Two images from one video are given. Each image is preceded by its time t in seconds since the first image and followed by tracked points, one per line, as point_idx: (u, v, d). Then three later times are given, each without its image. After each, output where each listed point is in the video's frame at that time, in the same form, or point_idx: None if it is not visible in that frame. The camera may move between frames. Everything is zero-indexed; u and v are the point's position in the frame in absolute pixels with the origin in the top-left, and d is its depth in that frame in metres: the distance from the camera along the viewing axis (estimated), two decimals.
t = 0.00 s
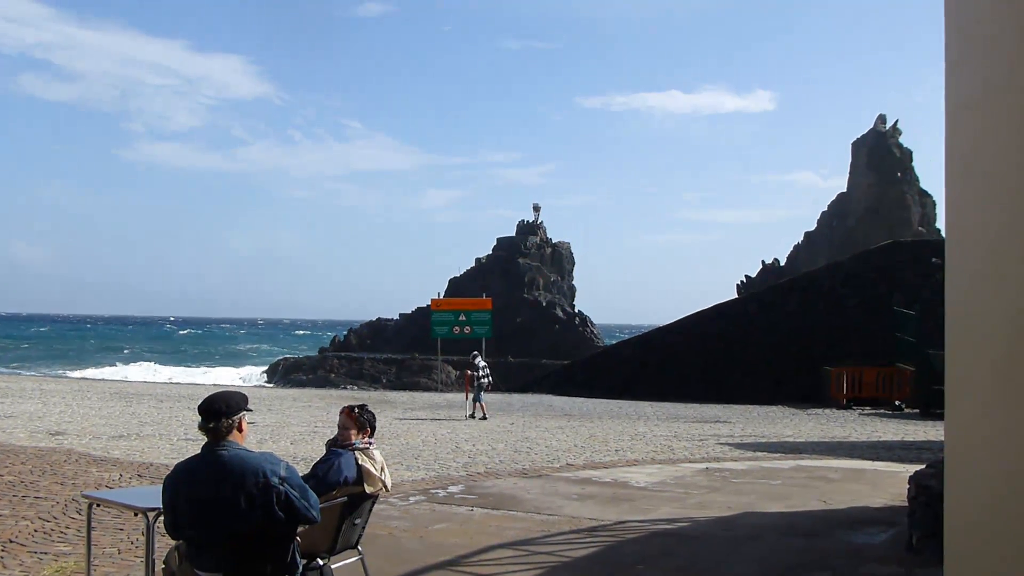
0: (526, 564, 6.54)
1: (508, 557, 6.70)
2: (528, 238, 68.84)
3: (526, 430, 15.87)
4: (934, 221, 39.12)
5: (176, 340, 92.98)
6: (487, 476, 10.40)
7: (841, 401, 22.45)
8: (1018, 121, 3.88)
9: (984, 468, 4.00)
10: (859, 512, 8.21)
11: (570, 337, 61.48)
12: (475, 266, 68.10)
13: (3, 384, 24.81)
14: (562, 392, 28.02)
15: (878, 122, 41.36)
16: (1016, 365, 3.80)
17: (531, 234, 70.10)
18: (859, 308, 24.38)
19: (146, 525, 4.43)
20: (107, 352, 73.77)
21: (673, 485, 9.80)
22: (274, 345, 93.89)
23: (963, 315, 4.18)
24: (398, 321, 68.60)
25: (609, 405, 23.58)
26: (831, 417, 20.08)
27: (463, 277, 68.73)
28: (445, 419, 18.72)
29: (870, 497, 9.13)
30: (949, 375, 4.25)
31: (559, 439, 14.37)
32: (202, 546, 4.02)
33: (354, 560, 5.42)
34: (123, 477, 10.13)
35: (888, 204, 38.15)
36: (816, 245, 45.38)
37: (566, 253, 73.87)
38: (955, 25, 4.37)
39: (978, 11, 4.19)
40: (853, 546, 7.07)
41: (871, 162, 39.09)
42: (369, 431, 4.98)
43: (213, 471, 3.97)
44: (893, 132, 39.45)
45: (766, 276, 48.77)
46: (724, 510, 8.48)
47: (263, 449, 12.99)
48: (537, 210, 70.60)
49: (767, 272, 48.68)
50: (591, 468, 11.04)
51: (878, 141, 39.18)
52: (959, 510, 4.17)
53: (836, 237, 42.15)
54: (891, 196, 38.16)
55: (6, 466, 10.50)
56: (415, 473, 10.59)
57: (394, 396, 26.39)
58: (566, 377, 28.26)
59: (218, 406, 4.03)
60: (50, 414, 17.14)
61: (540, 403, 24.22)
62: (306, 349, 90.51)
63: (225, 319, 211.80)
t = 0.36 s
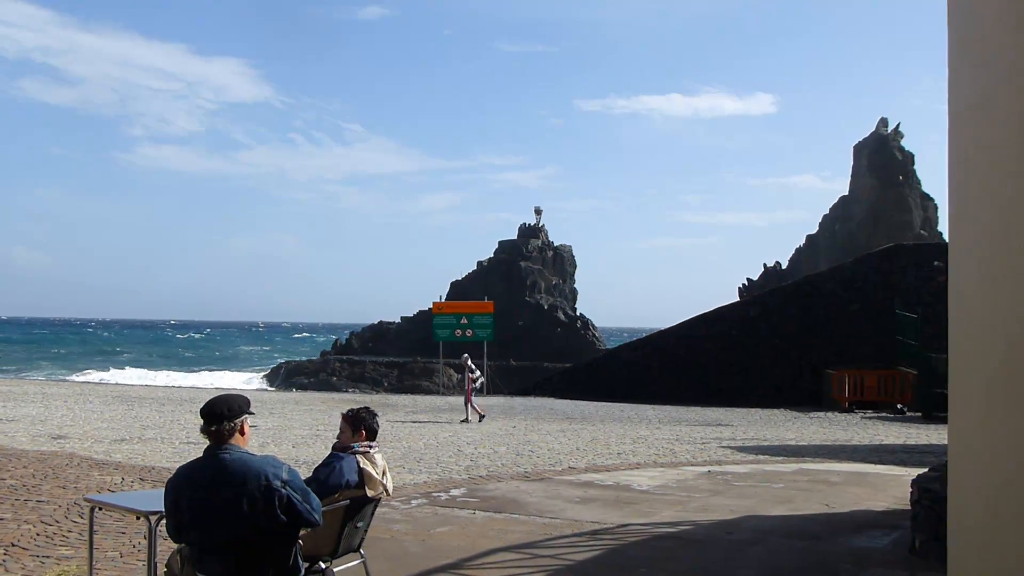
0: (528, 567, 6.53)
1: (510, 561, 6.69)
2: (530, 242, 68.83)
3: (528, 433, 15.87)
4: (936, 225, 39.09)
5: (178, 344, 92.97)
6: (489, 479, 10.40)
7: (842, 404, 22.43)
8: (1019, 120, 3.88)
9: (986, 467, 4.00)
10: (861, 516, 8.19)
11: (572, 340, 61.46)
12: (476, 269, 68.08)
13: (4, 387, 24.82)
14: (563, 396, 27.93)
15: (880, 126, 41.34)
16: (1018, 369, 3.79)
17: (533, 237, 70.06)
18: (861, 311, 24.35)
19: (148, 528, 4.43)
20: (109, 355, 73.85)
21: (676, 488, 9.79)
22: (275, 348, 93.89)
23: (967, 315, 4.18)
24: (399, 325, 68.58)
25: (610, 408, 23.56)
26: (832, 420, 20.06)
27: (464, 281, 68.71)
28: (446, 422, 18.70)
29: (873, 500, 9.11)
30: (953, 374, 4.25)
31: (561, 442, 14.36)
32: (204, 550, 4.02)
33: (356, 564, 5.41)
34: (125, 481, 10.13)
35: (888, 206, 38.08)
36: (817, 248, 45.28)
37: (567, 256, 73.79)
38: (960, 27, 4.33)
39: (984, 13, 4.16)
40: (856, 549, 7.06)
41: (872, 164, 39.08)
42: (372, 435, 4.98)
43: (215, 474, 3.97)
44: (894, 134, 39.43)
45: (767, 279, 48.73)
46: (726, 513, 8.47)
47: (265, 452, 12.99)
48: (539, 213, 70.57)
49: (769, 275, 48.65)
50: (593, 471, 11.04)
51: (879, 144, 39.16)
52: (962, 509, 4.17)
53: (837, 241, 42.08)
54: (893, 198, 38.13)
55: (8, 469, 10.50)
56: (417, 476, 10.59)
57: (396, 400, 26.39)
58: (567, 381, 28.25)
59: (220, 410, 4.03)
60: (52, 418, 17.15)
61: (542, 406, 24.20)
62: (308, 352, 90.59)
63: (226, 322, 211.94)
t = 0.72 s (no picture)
0: (533, 570, 6.51)
1: (515, 563, 6.67)
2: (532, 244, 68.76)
3: (531, 435, 15.87)
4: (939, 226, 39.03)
5: (182, 347, 92.96)
6: (493, 482, 10.38)
7: (846, 406, 22.37)
8: None
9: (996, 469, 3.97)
10: (866, 517, 8.16)
11: (575, 343, 61.42)
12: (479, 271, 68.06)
13: (8, 391, 24.82)
14: (566, 397, 27.95)
15: (883, 127, 41.26)
16: None
17: (536, 239, 70.02)
18: (864, 313, 24.33)
19: (152, 532, 4.40)
20: (112, 358, 73.91)
21: (680, 490, 9.76)
22: (279, 351, 93.88)
23: (974, 316, 4.16)
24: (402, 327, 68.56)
25: (613, 410, 23.53)
26: (836, 422, 20.02)
27: (467, 283, 68.67)
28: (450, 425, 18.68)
29: (878, 502, 9.08)
30: (960, 375, 4.23)
31: (565, 444, 14.35)
32: (208, 554, 4.00)
33: (361, 567, 5.38)
34: (128, 484, 10.12)
35: (892, 208, 38.02)
36: (820, 249, 45.21)
37: (569, 258, 73.73)
38: (966, 30, 4.29)
39: (993, 15, 4.13)
40: (861, 551, 7.04)
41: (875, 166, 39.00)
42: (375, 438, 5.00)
43: (219, 477, 3.96)
44: (897, 136, 39.33)
45: (770, 281, 48.68)
46: (731, 515, 8.45)
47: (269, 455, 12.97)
48: (541, 215, 70.51)
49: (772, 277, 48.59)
50: (597, 473, 11.02)
51: (883, 146, 39.07)
52: (969, 508, 4.14)
53: (841, 242, 42.02)
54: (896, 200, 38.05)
55: (11, 473, 10.50)
56: (420, 479, 10.57)
57: (399, 402, 26.38)
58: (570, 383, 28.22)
59: (223, 412, 4.02)
60: (56, 421, 17.15)
61: (545, 409, 24.18)
62: (311, 355, 90.55)
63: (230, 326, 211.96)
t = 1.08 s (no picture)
0: (530, 568, 6.46)
1: (512, 562, 6.63)
2: (529, 242, 68.64)
3: (528, 433, 15.82)
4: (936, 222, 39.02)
5: (180, 347, 92.88)
6: (490, 480, 10.33)
7: (844, 402, 22.35)
8: None
9: (994, 471, 3.95)
10: (864, 514, 8.13)
11: (572, 341, 61.39)
12: (475, 269, 67.98)
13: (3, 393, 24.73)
14: (563, 395, 27.84)
15: (880, 123, 41.23)
16: None
17: (533, 237, 69.92)
18: (862, 309, 24.26)
19: (143, 533, 4.35)
20: (108, 359, 73.81)
21: (678, 487, 9.72)
22: (277, 352, 93.80)
23: (971, 314, 4.13)
24: (399, 326, 68.48)
25: (610, 408, 23.49)
26: (834, 419, 19.99)
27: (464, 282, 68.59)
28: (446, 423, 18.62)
29: (877, 498, 9.05)
30: (960, 375, 4.19)
31: (562, 442, 14.31)
32: (200, 554, 3.95)
33: (355, 567, 5.33)
34: (123, 485, 10.07)
35: (888, 204, 37.95)
36: (817, 246, 45.14)
37: (566, 256, 73.62)
38: (967, 27, 4.23)
39: (995, 11, 4.07)
40: (860, 548, 6.99)
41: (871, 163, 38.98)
42: (367, 437, 4.96)
43: (209, 478, 3.91)
44: (894, 132, 39.33)
45: (766, 278, 48.63)
46: (729, 511, 8.40)
47: (265, 454, 12.92)
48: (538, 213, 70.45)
49: (769, 274, 48.58)
50: (594, 471, 10.97)
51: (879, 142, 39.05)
52: (967, 510, 4.11)
53: (838, 238, 41.97)
54: (893, 196, 38.03)
55: (6, 475, 10.44)
56: (417, 477, 10.52)
57: (396, 400, 26.34)
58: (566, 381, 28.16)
59: (214, 412, 3.96)
60: (51, 423, 17.07)
61: (542, 406, 24.14)
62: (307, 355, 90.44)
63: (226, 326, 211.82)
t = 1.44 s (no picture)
0: (526, 569, 6.36)
1: (508, 562, 6.52)
2: (527, 240, 68.56)
3: (526, 432, 15.72)
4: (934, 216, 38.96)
5: (179, 348, 92.77)
6: (487, 480, 10.23)
7: (843, 398, 22.26)
8: None
9: (997, 470, 3.85)
10: (865, 510, 8.03)
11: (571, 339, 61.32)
12: (473, 268, 67.87)
13: None
14: (563, 394, 27.68)
15: (877, 117, 41.19)
16: None
17: (531, 235, 69.76)
18: (861, 304, 24.18)
19: (128, 537, 4.25)
20: (107, 362, 73.68)
21: (677, 485, 9.62)
22: (277, 352, 93.65)
23: (973, 309, 4.02)
24: (398, 326, 68.38)
25: (609, 405, 23.39)
26: (834, 414, 19.88)
27: (462, 280, 68.50)
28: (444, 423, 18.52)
29: (878, 494, 8.95)
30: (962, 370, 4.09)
31: (560, 440, 14.21)
32: (183, 558, 3.84)
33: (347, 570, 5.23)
34: (116, 487, 9.96)
35: (886, 198, 37.89)
36: (816, 241, 45.09)
37: (564, 254, 73.55)
38: (967, 23, 4.13)
39: None
40: (862, 545, 6.89)
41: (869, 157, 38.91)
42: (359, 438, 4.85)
43: (192, 480, 3.80)
44: (891, 126, 39.28)
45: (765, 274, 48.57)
46: (730, 509, 8.30)
47: (261, 455, 12.81)
48: (535, 211, 70.38)
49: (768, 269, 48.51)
50: (593, 469, 10.87)
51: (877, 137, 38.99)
52: (972, 508, 4.01)
53: (836, 233, 41.91)
54: (891, 190, 37.96)
55: None
56: (413, 477, 10.40)
57: (394, 400, 26.23)
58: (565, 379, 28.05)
59: (198, 413, 3.85)
60: (46, 425, 16.95)
61: (541, 405, 24.05)
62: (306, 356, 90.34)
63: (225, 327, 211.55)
